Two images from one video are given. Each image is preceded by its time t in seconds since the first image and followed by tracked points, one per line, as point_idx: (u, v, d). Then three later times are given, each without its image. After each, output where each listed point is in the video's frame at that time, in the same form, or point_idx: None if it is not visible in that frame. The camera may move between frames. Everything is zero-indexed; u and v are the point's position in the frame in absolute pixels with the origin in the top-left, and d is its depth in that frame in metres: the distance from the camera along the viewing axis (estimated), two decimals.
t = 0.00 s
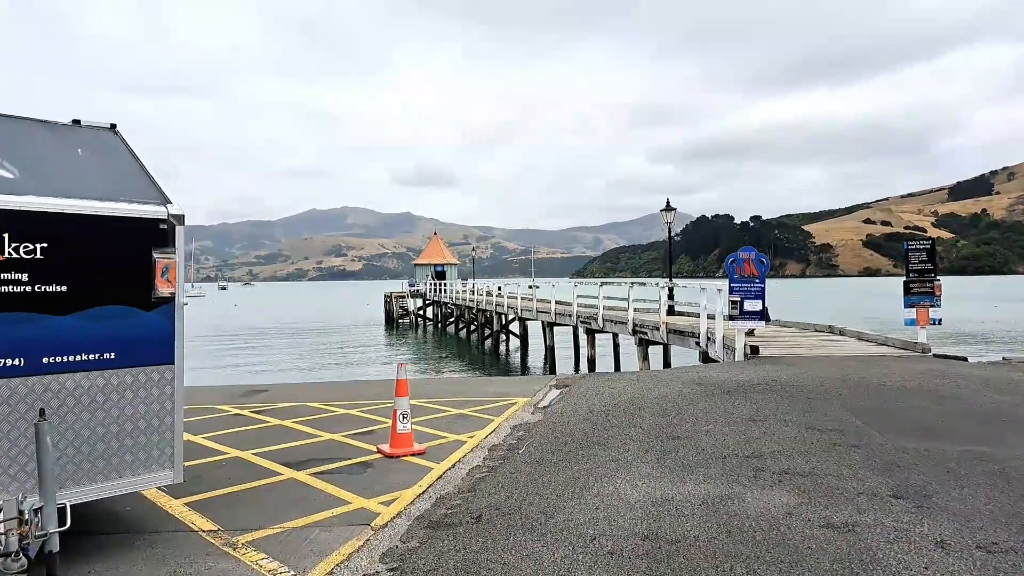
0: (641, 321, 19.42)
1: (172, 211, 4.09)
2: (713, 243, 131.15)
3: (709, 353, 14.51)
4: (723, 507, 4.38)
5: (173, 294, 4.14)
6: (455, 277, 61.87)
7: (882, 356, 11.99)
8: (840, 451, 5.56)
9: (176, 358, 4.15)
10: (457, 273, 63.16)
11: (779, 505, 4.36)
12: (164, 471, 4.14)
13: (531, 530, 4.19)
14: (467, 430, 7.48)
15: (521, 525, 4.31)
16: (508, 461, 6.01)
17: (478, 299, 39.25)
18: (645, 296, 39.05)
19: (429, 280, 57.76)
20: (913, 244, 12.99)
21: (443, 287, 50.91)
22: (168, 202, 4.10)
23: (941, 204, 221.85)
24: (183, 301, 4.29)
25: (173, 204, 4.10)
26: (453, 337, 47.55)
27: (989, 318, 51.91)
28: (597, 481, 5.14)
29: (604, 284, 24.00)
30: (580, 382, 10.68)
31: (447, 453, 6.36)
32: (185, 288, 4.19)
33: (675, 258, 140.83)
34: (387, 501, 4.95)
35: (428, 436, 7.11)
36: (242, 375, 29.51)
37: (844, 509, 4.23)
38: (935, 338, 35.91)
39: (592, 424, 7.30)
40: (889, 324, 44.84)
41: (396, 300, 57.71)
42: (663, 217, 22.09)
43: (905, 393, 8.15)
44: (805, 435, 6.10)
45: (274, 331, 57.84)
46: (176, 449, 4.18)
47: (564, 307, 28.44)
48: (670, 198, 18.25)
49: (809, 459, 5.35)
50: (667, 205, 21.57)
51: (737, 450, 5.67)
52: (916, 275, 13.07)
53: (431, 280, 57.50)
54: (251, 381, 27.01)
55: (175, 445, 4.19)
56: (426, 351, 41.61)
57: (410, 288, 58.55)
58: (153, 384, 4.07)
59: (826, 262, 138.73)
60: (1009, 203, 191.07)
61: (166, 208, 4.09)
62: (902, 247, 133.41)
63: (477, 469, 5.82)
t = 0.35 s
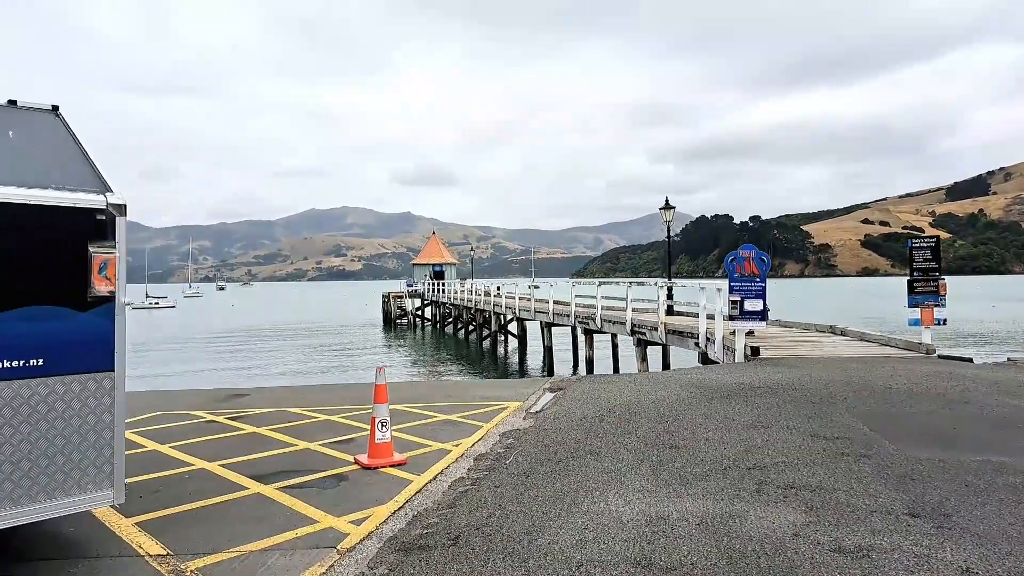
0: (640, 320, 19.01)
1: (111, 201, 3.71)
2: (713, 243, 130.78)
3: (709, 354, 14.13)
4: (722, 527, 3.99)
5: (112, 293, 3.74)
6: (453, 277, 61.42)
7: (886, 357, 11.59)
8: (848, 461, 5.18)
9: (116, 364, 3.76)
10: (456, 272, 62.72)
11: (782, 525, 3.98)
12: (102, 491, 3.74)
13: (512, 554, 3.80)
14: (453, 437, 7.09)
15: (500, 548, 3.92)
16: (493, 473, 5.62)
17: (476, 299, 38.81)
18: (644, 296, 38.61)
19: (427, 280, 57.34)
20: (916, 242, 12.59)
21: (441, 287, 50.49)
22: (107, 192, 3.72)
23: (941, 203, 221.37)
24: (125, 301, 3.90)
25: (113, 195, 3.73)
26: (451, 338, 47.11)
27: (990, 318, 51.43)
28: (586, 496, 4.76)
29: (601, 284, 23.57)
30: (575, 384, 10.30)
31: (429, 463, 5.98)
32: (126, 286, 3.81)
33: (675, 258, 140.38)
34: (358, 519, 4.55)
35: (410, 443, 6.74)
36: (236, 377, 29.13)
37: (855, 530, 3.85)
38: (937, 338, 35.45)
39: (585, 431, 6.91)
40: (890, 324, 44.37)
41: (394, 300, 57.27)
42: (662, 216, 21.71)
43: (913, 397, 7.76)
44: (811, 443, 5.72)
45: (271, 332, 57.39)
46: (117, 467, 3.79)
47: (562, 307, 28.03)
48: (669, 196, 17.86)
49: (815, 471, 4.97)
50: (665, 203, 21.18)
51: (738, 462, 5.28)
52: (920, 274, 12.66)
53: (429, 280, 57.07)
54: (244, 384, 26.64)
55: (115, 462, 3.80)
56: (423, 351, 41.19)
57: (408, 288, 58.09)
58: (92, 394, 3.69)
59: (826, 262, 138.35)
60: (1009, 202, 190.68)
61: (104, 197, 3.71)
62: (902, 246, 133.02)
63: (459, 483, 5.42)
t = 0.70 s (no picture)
0: (630, 320, 18.65)
1: (23, 184, 3.28)
2: (702, 243, 130.93)
3: (700, 354, 13.78)
4: (717, 550, 3.61)
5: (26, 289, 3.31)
6: (442, 276, 60.89)
7: (880, 358, 11.28)
8: (852, 471, 4.82)
9: (30, 372, 3.33)
10: (444, 271, 62.19)
11: (784, 548, 3.60)
12: (17, 516, 3.31)
13: None
14: (429, 445, 6.70)
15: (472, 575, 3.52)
16: (470, 487, 5.22)
17: (464, 298, 38.35)
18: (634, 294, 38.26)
19: (415, 279, 56.75)
20: (911, 239, 12.27)
21: (430, 286, 49.94)
22: (19, 173, 3.28)
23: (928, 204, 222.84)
24: (40, 296, 3.49)
25: (26, 177, 3.28)
26: (440, 338, 46.61)
27: (979, 317, 51.41)
28: (571, 514, 4.36)
29: (591, 283, 23.19)
30: (562, 387, 9.92)
31: (400, 475, 5.60)
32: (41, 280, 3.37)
33: (665, 257, 140.39)
34: (315, 544, 4.15)
35: (382, 453, 6.36)
36: (220, 380, 28.64)
37: (865, 553, 3.47)
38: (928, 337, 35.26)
39: (571, 438, 6.54)
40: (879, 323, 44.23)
41: (382, 300, 56.69)
42: (652, 214, 21.36)
43: (912, 400, 7.41)
44: (810, 451, 5.36)
45: (258, 332, 56.76)
46: (33, 488, 3.36)
47: (551, 307, 27.63)
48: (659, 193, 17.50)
49: (818, 483, 4.60)
50: (656, 201, 20.82)
51: (733, 473, 4.92)
52: (914, 272, 12.36)
53: (418, 279, 56.51)
54: (228, 388, 26.18)
55: (31, 483, 3.37)
56: (411, 351, 40.69)
57: (396, 287, 57.48)
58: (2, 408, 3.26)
59: (814, 262, 138.91)
60: (994, 202, 192.21)
61: (16, 179, 3.28)
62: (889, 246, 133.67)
63: (433, 498, 5.02)
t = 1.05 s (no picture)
0: (609, 322, 18.40)
1: None
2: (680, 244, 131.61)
3: (680, 358, 13.56)
4: None
5: None
6: (421, 277, 60.30)
7: (862, 362, 11.11)
8: (843, 488, 4.55)
9: None
10: (423, 272, 61.61)
11: None
12: None
13: None
14: (399, 459, 6.37)
15: None
16: (439, 508, 4.88)
17: (442, 299, 37.91)
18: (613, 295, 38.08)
19: (393, 280, 56.11)
20: (893, 241, 12.13)
21: (408, 287, 49.38)
22: None
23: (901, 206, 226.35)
24: None
25: None
26: (418, 339, 46.11)
27: (952, 318, 52.01)
28: (547, 539, 4.03)
29: (569, 284, 22.90)
30: (539, 393, 9.61)
31: (364, 494, 5.25)
32: None
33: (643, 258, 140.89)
34: None
35: (347, 470, 6.02)
36: (191, 384, 27.96)
37: None
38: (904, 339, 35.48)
39: (548, 451, 6.22)
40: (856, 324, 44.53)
41: (359, 301, 55.99)
42: (631, 216, 21.12)
43: (899, 407, 7.20)
44: (799, 466, 5.09)
45: (233, 334, 55.75)
46: None
47: (529, 308, 27.32)
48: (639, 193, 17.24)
49: (810, 502, 4.32)
50: (636, 202, 20.58)
51: (719, 491, 4.63)
52: (896, 274, 12.22)
53: (395, 280, 55.86)
54: (199, 393, 25.55)
55: None
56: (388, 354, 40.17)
57: (373, 288, 56.81)
58: None
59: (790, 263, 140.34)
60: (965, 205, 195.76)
61: None
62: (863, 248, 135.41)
63: (399, 520, 4.67)
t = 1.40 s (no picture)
0: (585, 320, 18.06)
1: None
2: (656, 242, 132.12)
3: (657, 356, 13.27)
4: None
5: None
6: (396, 276, 59.56)
7: (843, 360, 10.89)
8: (835, 498, 4.22)
9: None
10: (398, 271, 60.85)
11: None
12: None
13: None
14: (358, 469, 5.94)
15: None
16: (398, 523, 4.46)
17: (417, 298, 37.35)
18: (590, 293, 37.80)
19: (368, 279, 55.33)
20: (873, 236, 11.92)
21: (382, 286, 48.70)
22: None
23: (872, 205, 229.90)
24: None
25: None
26: (393, 339, 45.50)
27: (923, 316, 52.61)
28: (514, 560, 3.63)
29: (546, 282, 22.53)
30: (512, 394, 9.24)
31: (317, 508, 4.84)
32: None
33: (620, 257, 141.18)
34: None
35: (302, 482, 5.58)
36: (157, 388, 27.09)
37: None
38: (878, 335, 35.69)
39: (519, 457, 5.83)
40: (830, 322, 44.79)
41: (333, 300, 55.12)
42: (608, 212, 20.80)
43: (885, 407, 6.93)
44: (786, 473, 4.76)
45: (203, 335, 54.51)
46: None
47: (505, 306, 26.91)
48: (616, 189, 16.94)
49: (800, 513, 3.98)
50: (612, 198, 20.27)
51: (701, 502, 4.27)
52: (876, 270, 12.01)
53: (370, 279, 55.05)
54: (164, 397, 24.73)
55: None
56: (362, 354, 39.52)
57: (348, 286, 55.98)
58: None
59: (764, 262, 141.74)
60: (933, 204, 199.34)
61: None
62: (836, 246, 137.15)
63: (352, 539, 4.24)
